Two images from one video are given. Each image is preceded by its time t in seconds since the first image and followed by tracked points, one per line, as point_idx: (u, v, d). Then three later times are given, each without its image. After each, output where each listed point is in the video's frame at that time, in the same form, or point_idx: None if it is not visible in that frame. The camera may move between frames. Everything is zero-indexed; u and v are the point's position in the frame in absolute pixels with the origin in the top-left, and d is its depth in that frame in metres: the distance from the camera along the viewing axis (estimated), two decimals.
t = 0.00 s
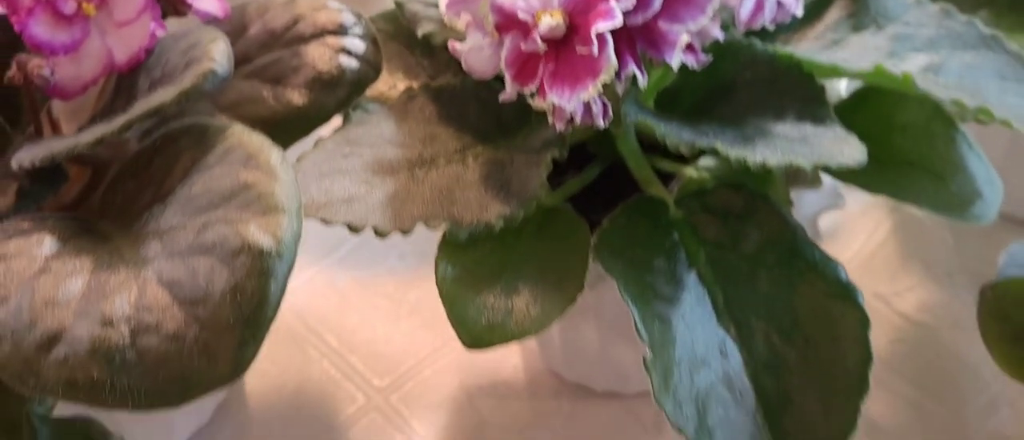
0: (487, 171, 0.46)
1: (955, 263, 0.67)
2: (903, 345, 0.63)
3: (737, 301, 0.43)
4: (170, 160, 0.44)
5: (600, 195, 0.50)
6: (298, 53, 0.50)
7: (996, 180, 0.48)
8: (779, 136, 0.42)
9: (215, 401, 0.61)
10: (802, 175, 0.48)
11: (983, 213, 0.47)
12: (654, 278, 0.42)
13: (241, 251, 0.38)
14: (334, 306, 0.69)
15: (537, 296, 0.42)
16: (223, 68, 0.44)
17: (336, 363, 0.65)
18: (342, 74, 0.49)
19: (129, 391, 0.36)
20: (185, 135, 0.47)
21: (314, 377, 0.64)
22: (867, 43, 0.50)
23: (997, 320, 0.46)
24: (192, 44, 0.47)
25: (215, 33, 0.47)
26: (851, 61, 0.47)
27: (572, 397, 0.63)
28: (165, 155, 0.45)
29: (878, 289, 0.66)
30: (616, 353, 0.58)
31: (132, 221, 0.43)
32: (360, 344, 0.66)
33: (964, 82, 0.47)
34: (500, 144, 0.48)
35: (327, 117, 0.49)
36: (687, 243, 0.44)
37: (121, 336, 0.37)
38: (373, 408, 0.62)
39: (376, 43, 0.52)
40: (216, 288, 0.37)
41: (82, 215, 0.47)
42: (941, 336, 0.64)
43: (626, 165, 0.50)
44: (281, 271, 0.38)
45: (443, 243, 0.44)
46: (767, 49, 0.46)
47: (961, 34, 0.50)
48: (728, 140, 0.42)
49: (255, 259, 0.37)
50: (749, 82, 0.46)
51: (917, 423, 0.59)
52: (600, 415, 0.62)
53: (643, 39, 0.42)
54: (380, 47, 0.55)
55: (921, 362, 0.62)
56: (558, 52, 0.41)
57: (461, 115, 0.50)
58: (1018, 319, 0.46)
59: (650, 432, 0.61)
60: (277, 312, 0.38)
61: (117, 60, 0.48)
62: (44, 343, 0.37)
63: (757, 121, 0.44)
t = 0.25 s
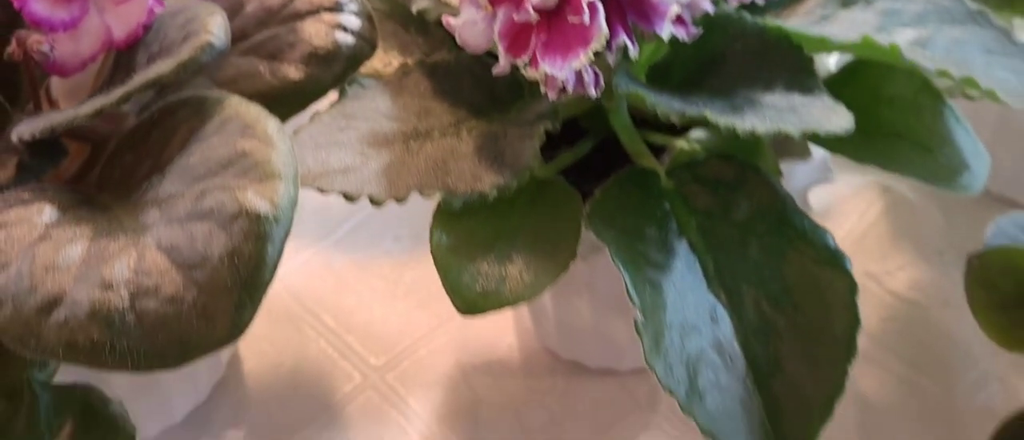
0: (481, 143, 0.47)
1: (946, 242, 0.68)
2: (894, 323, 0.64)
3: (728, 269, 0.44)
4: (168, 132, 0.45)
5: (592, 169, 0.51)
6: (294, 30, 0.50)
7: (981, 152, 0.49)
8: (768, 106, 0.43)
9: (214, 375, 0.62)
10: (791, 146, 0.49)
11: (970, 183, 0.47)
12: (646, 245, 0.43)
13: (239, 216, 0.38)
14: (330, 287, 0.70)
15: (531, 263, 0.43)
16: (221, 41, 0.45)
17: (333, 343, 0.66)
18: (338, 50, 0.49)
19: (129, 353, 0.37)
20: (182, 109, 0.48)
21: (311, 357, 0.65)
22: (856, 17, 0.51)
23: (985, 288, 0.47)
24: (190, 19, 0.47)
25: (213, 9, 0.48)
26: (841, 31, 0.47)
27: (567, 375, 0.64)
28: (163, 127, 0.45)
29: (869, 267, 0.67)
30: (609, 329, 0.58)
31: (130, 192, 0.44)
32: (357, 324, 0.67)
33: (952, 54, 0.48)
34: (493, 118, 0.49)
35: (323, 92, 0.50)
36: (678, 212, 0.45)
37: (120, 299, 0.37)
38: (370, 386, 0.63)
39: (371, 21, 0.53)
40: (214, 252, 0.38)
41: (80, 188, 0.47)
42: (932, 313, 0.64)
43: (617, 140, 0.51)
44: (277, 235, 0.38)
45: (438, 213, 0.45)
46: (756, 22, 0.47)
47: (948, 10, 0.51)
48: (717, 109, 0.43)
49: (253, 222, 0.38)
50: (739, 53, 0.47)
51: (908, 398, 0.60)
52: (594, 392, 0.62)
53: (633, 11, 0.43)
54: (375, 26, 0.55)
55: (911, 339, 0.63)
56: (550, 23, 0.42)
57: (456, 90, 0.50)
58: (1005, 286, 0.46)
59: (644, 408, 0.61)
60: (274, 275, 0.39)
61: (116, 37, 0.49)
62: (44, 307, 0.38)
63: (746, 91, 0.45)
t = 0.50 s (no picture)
0: (472, 116, 0.47)
1: (934, 221, 0.69)
2: (882, 300, 0.65)
3: (715, 237, 0.44)
4: (163, 105, 0.45)
5: (581, 144, 0.52)
6: (288, 7, 0.51)
7: (966, 124, 0.50)
8: (754, 76, 0.43)
9: (210, 354, 0.63)
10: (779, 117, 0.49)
11: (955, 153, 0.48)
12: (634, 215, 0.44)
13: (232, 183, 0.39)
14: (325, 269, 0.70)
15: (520, 232, 0.43)
16: (215, 16, 0.45)
17: (328, 323, 0.66)
18: (331, 27, 0.50)
19: (124, 316, 0.37)
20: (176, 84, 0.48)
21: (306, 337, 0.66)
22: None
23: (968, 256, 0.48)
24: None
25: None
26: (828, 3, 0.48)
27: (559, 352, 0.64)
28: (158, 100, 0.46)
29: (858, 246, 0.68)
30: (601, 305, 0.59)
31: (126, 164, 0.44)
32: (351, 305, 0.68)
33: (937, 27, 0.48)
34: (484, 93, 0.50)
35: (315, 69, 0.50)
36: (666, 183, 0.46)
37: (116, 263, 0.38)
38: (364, 365, 0.64)
39: None
40: (208, 218, 0.38)
41: (76, 162, 0.48)
42: (920, 290, 0.65)
43: (606, 115, 0.52)
44: (270, 201, 0.39)
45: (429, 183, 0.45)
46: None
47: None
48: (703, 79, 0.43)
49: (246, 189, 0.39)
50: (726, 26, 0.48)
51: (896, 373, 0.61)
52: (586, 369, 0.63)
53: None
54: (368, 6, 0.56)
55: (899, 315, 0.64)
56: None
57: (447, 67, 0.51)
58: (989, 255, 0.47)
59: (635, 384, 0.62)
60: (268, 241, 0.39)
61: (111, 16, 0.50)
62: (41, 271, 0.38)
63: (732, 63, 0.45)
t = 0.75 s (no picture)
0: (461, 89, 0.48)
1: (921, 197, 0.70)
2: (869, 274, 0.66)
3: (701, 203, 0.45)
4: (157, 79, 0.46)
5: (569, 117, 0.53)
6: None
7: (948, 94, 0.51)
8: (737, 45, 0.44)
9: (207, 333, 0.63)
10: (765, 87, 0.52)
11: (939, 121, 0.49)
12: (621, 182, 0.45)
13: (226, 149, 0.40)
14: (320, 250, 0.71)
15: (510, 199, 0.44)
16: None
17: (323, 302, 0.67)
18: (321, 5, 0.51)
19: (120, 280, 0.38)
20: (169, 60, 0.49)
21: (302, 316, 0.66)
22: None
23: (950, 222, 0.49)
24: None
25: None
26: None
27: (552, 328, 0.65)
28: (153, 75, 0.47)
29: (845, 222, 0.69)
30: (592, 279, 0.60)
31: (121, 136, 0.45)
32: (346, 285, 0.68)
33: None
34: (473, 68, 0.50)
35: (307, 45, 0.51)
36: (653, 151, 0.47)
37: (111, 228, 0.39)
38: (360, 343, 0.64)
39: None
40: (202, 184, 0.39)
41: (72, 136, 0.49)
42: (907, 264, 0.66)
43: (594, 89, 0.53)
44: (263, 166, 0.39)
45: (420, 152, 0.46)
46: None
47: None
48: (687, 48, 0.44)
49: (239, 154, 0.39)
50: None
51: (883, 345, 0.62)
52: (578, 344, 0.64)
53: None
54: None
55: (887, 289, 0.65)
56: None
57: (437, 43, 0.52)
58: (970, 220, 0.48)
59: (627, 359, 0.63)
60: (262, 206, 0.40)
61: None
62: (38, 237, 0.39)
63: (716, 33, 0.46)
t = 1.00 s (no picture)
0: (452, 63, 0.49)
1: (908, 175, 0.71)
2: (856, 250, 0.67)
3: (687, 170, 0.46)
4: (153, 54, 0.47)
5: (558, 92, 0.54)
6: None
7: (930, 67, 0.52)
8: (721, 16, 0.45)
9: (204, 312, 0.64)
10: (749, 60, 0.54)
11: (920, 92, 0.50)
12: (609, 150, 0.46)
13: (220, 118, 0.40)
14: (316, 231, 0.72)
15: (500, 168, 0.45)
16: None
17: (319, 282, 0.68)
18: None
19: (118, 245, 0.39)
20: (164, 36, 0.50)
21: (298, 295, 0.67)
22: None
23: (931, 190, 0.50)
24: None
25: None
26: None
27: (544, 305, 0.66)
28: (148, 50, 0.47)
29: (832, 200, 0.70)
30: (583, 254, 0.61)
31: (118, 109, 0.46)
32: (341, 265, 0.69)
33: None
34: (463, 44, 0.51)
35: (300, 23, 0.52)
36: (639, 121, 0.48)
37: (109, 195, 0.40)
38: (355, 322, 0.65)
39: None
40: (198, 152, 0.40)
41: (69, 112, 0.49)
42: (894, 240, 0.67)
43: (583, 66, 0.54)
44: (258, 134, 0.40)
45: (412, 123, 0.47)
46: None
47: None
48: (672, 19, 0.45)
49: (233, 122, 0.40)
50: None
51: (870, 318, 0.63)
52: (571, 319, 0.65)
53: None
54: None
55: (874, 264, 0.66)
56: None
57: (427, 21, 0.53)
58: (951, 188, 0.49)
59: (618, 334, 0.64)
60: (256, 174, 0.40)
61: None
62: (36, 205, 0.40)
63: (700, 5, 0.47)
